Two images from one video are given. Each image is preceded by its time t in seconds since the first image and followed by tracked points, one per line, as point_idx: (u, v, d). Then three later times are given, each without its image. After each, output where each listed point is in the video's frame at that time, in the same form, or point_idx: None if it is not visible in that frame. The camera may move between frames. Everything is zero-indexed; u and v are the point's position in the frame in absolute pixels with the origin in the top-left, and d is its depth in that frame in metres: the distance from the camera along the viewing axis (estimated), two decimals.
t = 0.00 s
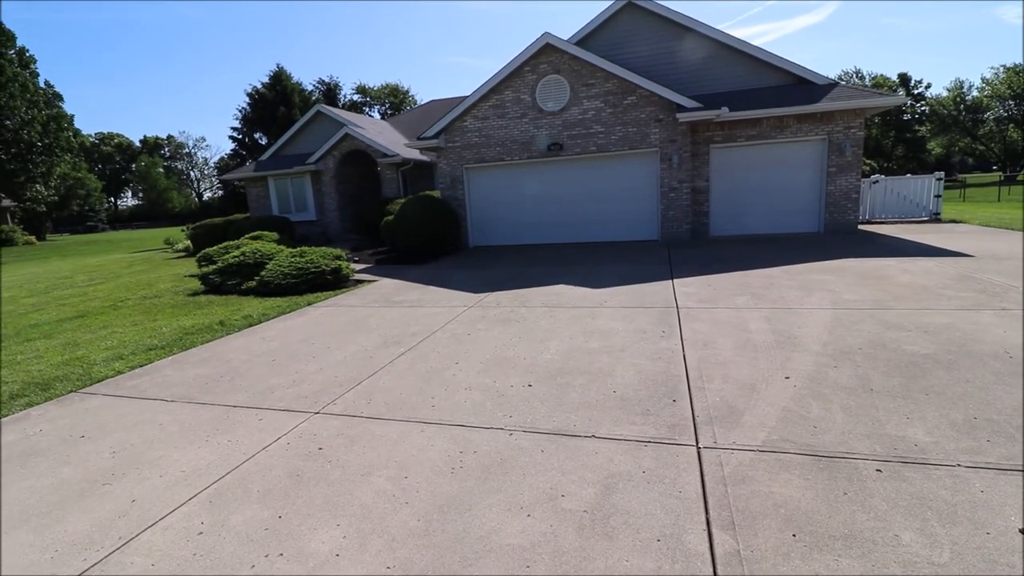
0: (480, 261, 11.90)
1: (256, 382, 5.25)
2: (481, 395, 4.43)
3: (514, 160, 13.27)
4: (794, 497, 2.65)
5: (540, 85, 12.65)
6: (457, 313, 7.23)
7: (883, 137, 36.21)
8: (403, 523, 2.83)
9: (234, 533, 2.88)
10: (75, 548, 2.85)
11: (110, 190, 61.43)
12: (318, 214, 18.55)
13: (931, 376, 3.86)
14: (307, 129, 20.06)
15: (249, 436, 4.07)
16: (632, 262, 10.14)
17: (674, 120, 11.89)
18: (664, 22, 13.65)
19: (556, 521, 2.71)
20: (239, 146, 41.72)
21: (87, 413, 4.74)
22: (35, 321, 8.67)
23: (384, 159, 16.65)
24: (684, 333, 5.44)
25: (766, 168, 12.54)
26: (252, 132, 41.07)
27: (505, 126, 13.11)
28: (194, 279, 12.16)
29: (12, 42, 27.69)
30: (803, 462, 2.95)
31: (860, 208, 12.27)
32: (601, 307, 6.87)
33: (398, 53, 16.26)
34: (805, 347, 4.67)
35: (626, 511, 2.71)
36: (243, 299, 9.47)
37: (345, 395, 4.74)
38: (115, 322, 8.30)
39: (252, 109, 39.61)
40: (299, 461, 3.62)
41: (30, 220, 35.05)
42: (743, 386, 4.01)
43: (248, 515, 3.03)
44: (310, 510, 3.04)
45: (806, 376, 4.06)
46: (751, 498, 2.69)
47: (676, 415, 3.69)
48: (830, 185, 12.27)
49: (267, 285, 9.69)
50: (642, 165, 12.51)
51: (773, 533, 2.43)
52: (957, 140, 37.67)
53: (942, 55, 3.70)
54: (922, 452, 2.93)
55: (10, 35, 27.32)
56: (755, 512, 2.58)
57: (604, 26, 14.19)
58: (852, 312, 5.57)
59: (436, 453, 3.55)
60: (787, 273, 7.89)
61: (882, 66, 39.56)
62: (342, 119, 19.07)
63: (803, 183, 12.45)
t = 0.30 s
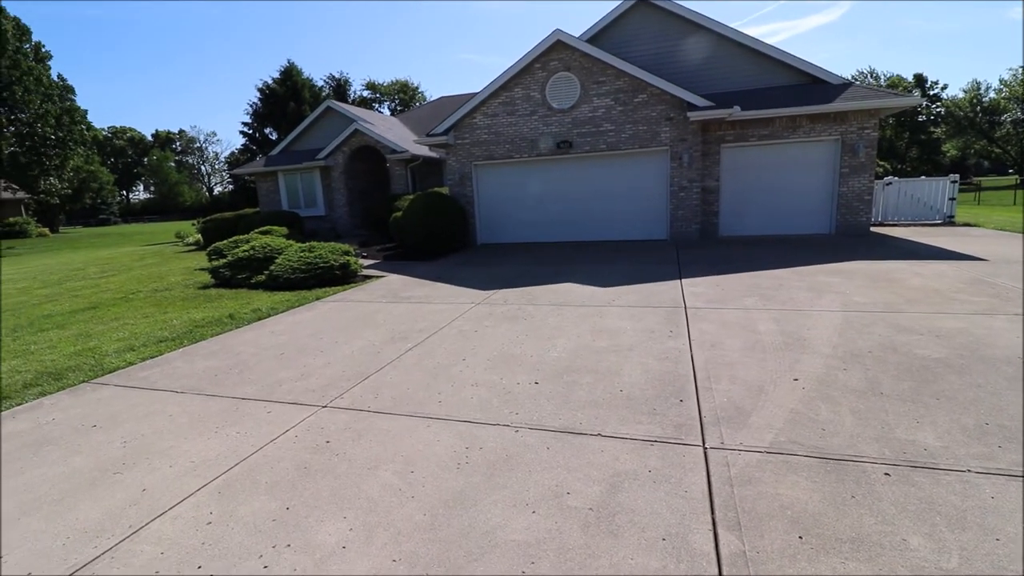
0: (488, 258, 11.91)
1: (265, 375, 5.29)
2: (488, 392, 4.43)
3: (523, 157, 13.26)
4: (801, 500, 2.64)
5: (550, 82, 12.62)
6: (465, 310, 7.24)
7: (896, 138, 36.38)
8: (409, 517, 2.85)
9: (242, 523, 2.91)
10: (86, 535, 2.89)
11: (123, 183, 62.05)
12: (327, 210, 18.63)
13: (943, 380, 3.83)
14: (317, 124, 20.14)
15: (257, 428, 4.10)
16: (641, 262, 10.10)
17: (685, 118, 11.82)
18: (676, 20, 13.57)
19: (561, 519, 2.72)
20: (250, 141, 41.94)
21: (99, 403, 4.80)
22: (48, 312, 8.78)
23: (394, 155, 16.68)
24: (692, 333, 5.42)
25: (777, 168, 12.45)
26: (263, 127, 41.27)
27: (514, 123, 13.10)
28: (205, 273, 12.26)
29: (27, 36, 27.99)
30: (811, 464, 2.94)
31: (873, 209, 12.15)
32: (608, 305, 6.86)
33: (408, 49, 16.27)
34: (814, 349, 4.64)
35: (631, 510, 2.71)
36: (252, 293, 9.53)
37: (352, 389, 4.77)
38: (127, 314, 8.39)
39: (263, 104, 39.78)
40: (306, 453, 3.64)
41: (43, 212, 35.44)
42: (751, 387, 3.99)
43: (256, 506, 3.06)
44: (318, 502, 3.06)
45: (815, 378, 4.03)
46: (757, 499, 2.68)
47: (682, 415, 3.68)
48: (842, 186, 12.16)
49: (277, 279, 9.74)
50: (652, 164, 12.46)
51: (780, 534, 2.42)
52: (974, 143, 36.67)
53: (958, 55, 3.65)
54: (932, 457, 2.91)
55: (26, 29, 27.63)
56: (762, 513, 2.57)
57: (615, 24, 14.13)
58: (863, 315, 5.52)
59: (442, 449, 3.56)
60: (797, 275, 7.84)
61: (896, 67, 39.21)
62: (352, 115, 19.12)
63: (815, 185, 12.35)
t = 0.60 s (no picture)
0: (495, 254, 11.90)
1: (273, 370, 5.32)
2: (495, 387, 4.44)
3: (531, 153, 13.23)
4: (811, 498, 2.62)
5: (558, 78, 12.57)
6: (472, 305, 7.24)
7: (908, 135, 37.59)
8: (417, 512, 2.86)
9: (252, 516, 2.94)
10: (98, 526, 2.92)
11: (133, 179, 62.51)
12: (334, 205, 18.67)
13: (954, 379, 3.79)
14: (325, 120, 20.17)
15: (265, 422, 4.13)
16: (648, 258, 10.06)
17: (694, 114, 11.74)
18: (685, 15, 13.47)
19: (569, 515, 2.72)
20: (258, 137, 42.11)
21: (110, 396, 4.84)
22: (60, 306, 8.87)
23: (401, 150, 16.67)
24: (700, 330, 5.40)
25: (787, 165, 12.36)
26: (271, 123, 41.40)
27: (522, 119, 13.06)
28: (213, 267, 12.33)
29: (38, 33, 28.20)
30: (820, 462, 2.92)
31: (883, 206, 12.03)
32: (616, 302, 6.84)
33: (416, 45, 16.25)
34: (823, 347, 4.61)
35: (639, 507, 2.71)
36: (261, 288, 9.58)
37: (360, 384, 4.78)
38: (137, 308, 8.46)
39: (271, 100, 39.88)
40: (315, 447, 3.66)
41: (54, 208, 35.83)
42: (760, 385, 3.97)
43: (264, 500, 3.08)
44: (326, 496, 3.08)
45: (824, 376, 4.00)
46: (767, 497, 2.67)
47: (691, 412, 3.67)
48: (852, 183, 12.05)
49: (285, 275, 9.79)
50: (660, 160, 12.40)
51: (789, 532, 2.41)
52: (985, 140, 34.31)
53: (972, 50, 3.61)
54: (943, 456, 2.88)
55: (37, 25, 27.85)
56: (771, 511, 2.56)
57: (624, 19, 14.05)
58: (873, 313, 5.48)
59: (449, 444, 3.57)
60: (806, 272, 7.78)
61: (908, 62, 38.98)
62: (360, 110, 19.14)
63: (824, 181, 12.24)
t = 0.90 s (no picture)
0: (498, 252, 11.92)
1: (276, 366, 5.34)
2: (498, 385, 4.45)
3: (534, 152, 13.23)
4: (812, 499, 2.63)
5: (562, 77, 12.56)
6: (475, 304, 7.25)
7: (912, 136, 36.83)
8: (419, 509, 2.87)
9: (254, 512, 2.95)
10: (102, 521, 2.94)
11: (137, 175, 62.64)
12: (338, 203, 18.68)
13: (957, 381, 3.79)
14: (330, 118, 20.19)
15: (268, 419, 4.15)
16: (651, 258, 10.06)
17: (698, 114, 11.73)
18: (690, 14, 13.44)
19: (570, 513, 2.73)
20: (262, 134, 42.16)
21: (113, 392, 4.87)
22: (64, 301, 8.90)
23: (405, 148, 16.68)
24: (703, 330, 5.40)
25: (791, 165, 12.34)
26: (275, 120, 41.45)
27: (526, 117, 13.06)
28: (217, 264, 12.35)
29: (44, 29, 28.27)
30: (822, 463, 2.92)
31: (887, 208, 12.01)
32: (619, 301, 6.84)
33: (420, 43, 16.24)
34: (826, 348, 4.61)
35: (641, 506, 2.71)
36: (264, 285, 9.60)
37: (363, 381, 4.79)
38: (141, 304, 8.49)
39: (276, 97, 39.93)
40: (317, 444, 3.68)
41: (59, 203, 36.01)
42: (762, 385, 3.97)
43: (267, 496, 3.09)
44: (328, 493, 3.09)
45: (827, 377, 4.01)
46: (768, 497, 2.68)
47: (693, 412, 3.68)
48: (856, 184, 12.02)
49: (288, 272, 9.80)
50: (664, 160, 12.38)
51: (790, 533, 2.41)
52: (990, 141, 34.42)
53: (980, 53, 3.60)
54: (946, 458, 2.88)
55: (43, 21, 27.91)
56: (773, 511, 2.56)
57: (629, 18, 14.03)
58: (876, 314, 5.47)
59: (452, 442, 3.58)
60: (810, 272, 7.77)
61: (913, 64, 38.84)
62: (363, 108, 19.15)
63: (828, 182, 12.22)
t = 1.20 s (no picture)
0: (500, 255, 11.92)
1: (279, 370, 5.34)
2: (501, 388, 4.45)
3: (536, 154, 13.23)
4: (817, 502, 2.62)
5: (563, 79, 12.57)
6: (477, 306, 7.25)
7: (914, 137, 37.12)
8: (423, 513, 2.86)
9: (258, 517, 2.95)
10: (105, 526, 2.94)
11: (140, 178, 62.87)
12: (340, 206, 18.70)
13: (962, 383, 3.77)
14: (332, 121, 20.24)
15: (271, 423, 4.15)
16: (653, 260, 10.05)
17: (699, 116, 11.73)
18: (691, 16, 13.45)
19: (575, 517, 2.72)
20: (264, 137, 42.27)
21: (117, 395, 4.88)
22: (67, 305, 8.93)
23: (406, 151, 16.69)
24: (706, 332, 5.39)
25: (792, 167, 12.33)
26: (278, 123, 41.57)
27: (527, 120, 13.07)
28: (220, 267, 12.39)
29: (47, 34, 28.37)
30: (827, 466, 2.91)
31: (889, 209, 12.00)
32: (621, 304, 6.84)
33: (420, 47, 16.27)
34: (829, 349, 4.60)
35: (646, 510, 2.71)
36: (267, 288, 9.61)
37: (365, 385, 4.79)
38: (144, 307, 8.51)
39: (278, 101, 40.04)
40: (320, 448, 3.68)
41: (63, 206, 36.13)
42: (766, 387, 3.96)
43: (270, 501, 3.09)
44: (331, 497, 3.09)
45: (831, 379, 4.00)
46: (773, 501, 2.66)
47: (697, 414, 3.67)
48: (858, 185, 12.00)
49: (291, 275, 9.81)
50: (665, 162, 12.39)
51: (796, 537, 2.40)
52: (993, 142, 34.30)
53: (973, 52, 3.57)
54: (951, 460, 2.87)
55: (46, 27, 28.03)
56: (777, 515, 2.55)
57: (630, 21, 14.04)
58: (880, 315, 5.46)
59: (455, 446, 3.58)
60: (813, 274, 7.76)
61: (915, 64, 38.82)
62: (365, 111, 19.18)
63: (830, 183, 12.21)
